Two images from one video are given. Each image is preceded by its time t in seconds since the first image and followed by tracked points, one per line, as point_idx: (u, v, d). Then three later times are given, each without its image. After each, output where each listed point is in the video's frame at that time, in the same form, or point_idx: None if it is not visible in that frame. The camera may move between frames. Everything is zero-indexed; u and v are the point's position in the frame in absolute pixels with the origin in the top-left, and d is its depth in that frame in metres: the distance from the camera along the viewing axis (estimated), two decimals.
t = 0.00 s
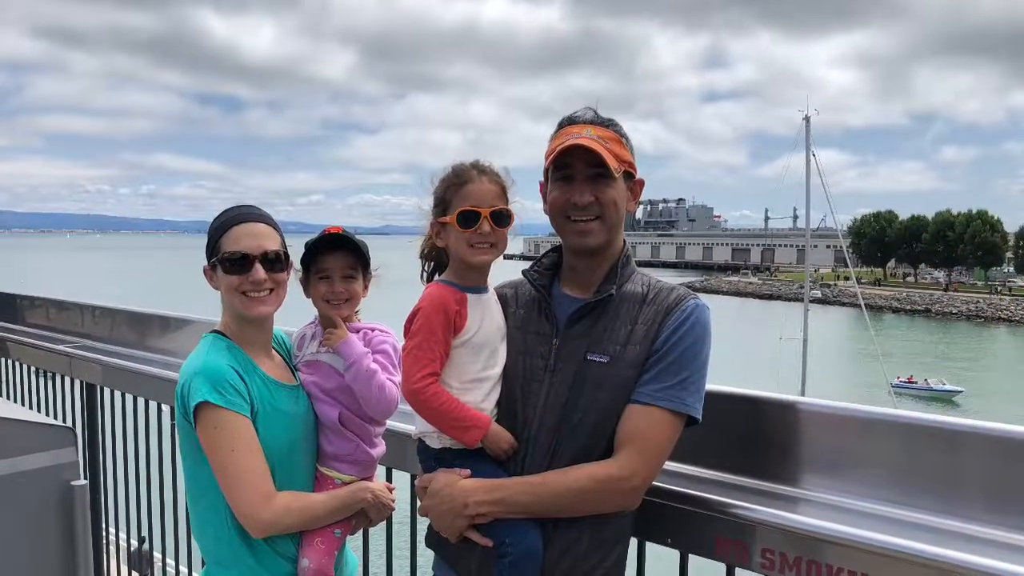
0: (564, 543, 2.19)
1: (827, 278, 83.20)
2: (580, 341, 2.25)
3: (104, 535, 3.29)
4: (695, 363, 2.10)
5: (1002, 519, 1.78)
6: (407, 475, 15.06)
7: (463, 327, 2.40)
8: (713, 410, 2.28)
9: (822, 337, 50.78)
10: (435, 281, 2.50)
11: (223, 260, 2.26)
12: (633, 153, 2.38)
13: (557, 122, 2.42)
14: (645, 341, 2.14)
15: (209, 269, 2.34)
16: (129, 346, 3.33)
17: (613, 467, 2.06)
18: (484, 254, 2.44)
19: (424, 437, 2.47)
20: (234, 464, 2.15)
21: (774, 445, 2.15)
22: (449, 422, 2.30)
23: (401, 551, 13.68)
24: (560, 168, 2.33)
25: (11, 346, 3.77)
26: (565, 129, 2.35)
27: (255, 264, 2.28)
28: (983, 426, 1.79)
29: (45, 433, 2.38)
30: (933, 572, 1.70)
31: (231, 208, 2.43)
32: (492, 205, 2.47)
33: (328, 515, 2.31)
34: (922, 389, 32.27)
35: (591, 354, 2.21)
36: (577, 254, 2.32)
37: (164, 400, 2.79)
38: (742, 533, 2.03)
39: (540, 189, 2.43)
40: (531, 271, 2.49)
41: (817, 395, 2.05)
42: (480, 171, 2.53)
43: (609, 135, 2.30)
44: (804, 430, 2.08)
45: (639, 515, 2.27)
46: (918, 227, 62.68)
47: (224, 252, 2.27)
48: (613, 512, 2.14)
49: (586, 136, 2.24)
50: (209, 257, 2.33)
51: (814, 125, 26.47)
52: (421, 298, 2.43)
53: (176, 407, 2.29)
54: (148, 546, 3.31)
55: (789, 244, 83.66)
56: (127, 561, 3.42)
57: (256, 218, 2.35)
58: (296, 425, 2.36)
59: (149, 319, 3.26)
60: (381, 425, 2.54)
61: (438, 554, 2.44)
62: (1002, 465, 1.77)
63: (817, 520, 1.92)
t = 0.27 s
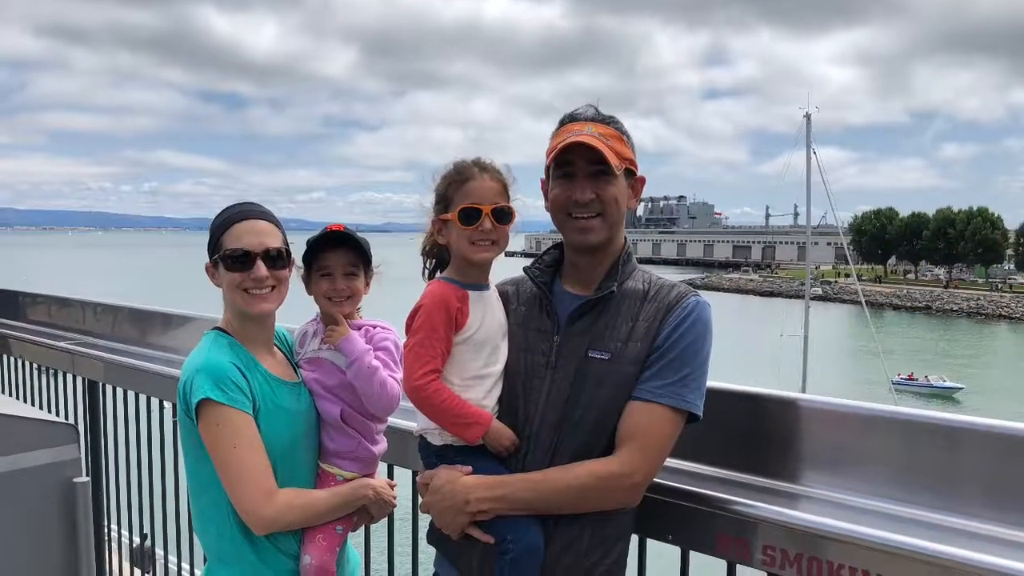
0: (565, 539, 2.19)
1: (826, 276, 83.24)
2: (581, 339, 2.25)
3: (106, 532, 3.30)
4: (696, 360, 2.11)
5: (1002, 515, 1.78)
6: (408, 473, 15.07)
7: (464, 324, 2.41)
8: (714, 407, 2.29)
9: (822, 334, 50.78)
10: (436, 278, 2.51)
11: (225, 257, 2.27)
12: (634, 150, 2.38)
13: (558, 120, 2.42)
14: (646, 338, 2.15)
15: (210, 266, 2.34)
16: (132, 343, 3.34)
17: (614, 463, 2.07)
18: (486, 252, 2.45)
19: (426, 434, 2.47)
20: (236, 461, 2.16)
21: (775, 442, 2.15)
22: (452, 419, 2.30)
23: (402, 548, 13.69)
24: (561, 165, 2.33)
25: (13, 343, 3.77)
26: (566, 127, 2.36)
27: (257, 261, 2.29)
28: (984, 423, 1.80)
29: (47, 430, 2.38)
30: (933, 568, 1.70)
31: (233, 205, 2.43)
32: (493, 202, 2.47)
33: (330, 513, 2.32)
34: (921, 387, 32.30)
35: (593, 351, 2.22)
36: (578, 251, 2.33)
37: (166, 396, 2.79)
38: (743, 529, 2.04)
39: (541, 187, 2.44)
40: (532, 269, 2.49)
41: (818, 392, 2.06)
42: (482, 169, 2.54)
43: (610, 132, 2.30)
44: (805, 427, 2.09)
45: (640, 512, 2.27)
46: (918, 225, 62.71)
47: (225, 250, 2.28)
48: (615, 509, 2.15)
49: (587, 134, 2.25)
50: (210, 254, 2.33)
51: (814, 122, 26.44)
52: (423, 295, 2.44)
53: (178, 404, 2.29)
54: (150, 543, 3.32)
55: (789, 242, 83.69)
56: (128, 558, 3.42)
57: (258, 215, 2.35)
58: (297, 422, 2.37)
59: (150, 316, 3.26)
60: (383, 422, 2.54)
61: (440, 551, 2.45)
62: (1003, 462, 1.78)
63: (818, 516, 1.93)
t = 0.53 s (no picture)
0: (567, 536, 2.19)
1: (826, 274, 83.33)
2: (583, 336, 2.26)
3: (108, 528, 3.31)
4: (698, 357, 2.11)
5: (1003, 512, 1.79)
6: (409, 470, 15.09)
7: (465, 320, 2.41)
8: (714, 404, 2.29)
9: (822, 332, 50.77)
10: (438, 276, 2.51)
11: (227, 254, 2.27)
12: (635, 148, 2.38)
13: (559, 118, 2.43)
14: (648, 334, 2.15)
15: (212, 264, 2.34)
16: (133, 340, 3.34)
17: (616, 461, 2.07)
18: (487, 249, 2.45)
19: (428, 431, 2.47)
20: (238, 458, 2.16)
21: (776, 439, 2.15)
22: (453, 416, 2.30)
23: (404, 545, 13.72)
24: (563, 162, 2.34)
25: (15, 340, 3.78)
26: (567, 124, 2.36)
27: (259, 258, 2.29)
28: (985, 420, 1.80)
29: (49, 427, 2.39)
30: (933, 564, 1.71)
31: (235, 202, 2.44)
32: (495, 199, 2.48)
33: (332, 509, 2.33)
34: (921, 385, 32.32)
35: (594, 348, 2.22)
36: (580, 248, 2.33)
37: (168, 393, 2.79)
38: (745, 526, 2.04)
39: (542, 184, 2.44)
40: (533, 266, 2.49)
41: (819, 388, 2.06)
42: (483, 166, 2.54)
43: (611, 129, 2.30)
44: (805, 424, 2.09)
45: (641, 508, 2.28)
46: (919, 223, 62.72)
47: (228, 247, 2.28)
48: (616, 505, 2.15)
49: (588, 131, 2.25)
50: (212, 252, 2.33)
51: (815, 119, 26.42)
52: (424, 292, 2.44)
53: (180, 401, 2.30)
54: (153, 539, 3.32)
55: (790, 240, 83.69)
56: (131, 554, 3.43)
57: (260, 213, 2.36)
58: (299, 419, 2.37)
59: (152, 313, 3.26)
60: (384, 418, 2.55)
61: (442, 548, 2.45)
62: (1003, 460, 1.79)
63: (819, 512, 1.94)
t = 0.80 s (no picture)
0: (568, 532, 2.20)
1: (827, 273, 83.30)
2: (584, 333, 2.26)
3: (110, 525, 3.31)
4: (699, 353, 2.12)
5: (1004, 509, 1.79)
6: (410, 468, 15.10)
7: (467, 317, 2.41)
8: (715, 401, 2.29)
9: (823, 330, 50.77)
10: (439, 273, 2.51)
11: (229, 252, 2.27)
12: (636, 145, 2.38)
13: (561, 115, 2.43)
14: (649, 331, 2.16)
15: (214, 261, 2.35)
16: (135, 336, 3.35)
17: (617, 457, 2.07)
18: (488, 246, 2.45)
19: (429, 428, 2.48)
20: (240, 454, 2.17)
21: (777, 436, 2.16)
22: (455, 413, 2.31)
23: (405, 542, 13.74)
24: (564, 160, 2.34)
25: (17, 337, 3.78)
26: (569, 122, 2.36)
27: (261, 255, 2.29)
28: (985, 417, 1.80)
29: (51, 424, 2.39)
30: (934, 561, 1.71)
31: (236, 199, 2.44)
32: (496, 196, 2.48)
33: (333, 506, 2.33)
34: (921, 383, 32.33)
35: (595, 345, 2.23)
36: (581, 245, 2.33)
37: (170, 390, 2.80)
38: (746, 523, 2.05)
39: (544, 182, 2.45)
40: (534, 263, 2.50)
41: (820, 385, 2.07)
42: (484, 163, 2.54)
43: (612, 127, 2.31)
44: (806, 421, 2.10)
45: (642, 505, 2.28)
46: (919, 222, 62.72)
47: (230, 244, 2.29)
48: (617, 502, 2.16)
49: (589, 128, 2.25)
50: (215, 249, 2.34)
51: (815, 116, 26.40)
52: (426, 289, 2.44)
53: (182, 397, 2.30)
54: (155, 535, 3.33)
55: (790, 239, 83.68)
56: (133, 551, 3.44)
57: (262, 210, 2.36)
58: (301, 416, 2.38)
59: (154, 310, 3.27)
60: (385, 415, 2.55)
61: (443, 544, 2.46)
62: (1003, 456, 1.79)
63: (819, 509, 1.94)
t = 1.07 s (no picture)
0: (569, 528, 2.21)
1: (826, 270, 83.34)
2: (585, 330, 2.26)
3: (112, 521, 3.32)
4: (700, 350, 2.12)
5: (1004, 505, 1.80)
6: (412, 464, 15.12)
7: (468, 314, 2.42)
8: (716, 398, 2.30)
9: (822, 327, 50.80)
10: (440, 270, 2.52)
11: (230, 249, 2.28)
12: (637, 142, 2.39)
13: (562, 113, 2.43)
14: (650, 329, 2.16)
15: (216, 258, 2.35)
16: (137, 334, 3.35)
17: (618, 454, 2.08)
18: (490, 243, 2.45)
19: (431, 425, 2.48)
20: (242, 451, 2.17)
21: (778, 432, 2.17)
22: (456, 410, 2.31)
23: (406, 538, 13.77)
24: (566, 157, 2.34)
25: (20, 335, 3.78)
26: (570, 119, 2.36)
27: (262, 253, 2.30)
28: (985, 413, 1.81)
29: (53, 421, 2.39)
30: (934, 557, 1.72)
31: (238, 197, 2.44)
32: (497, 193, 2.48)
33: (335, 502, 2.34)
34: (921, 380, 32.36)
35: (596, 342, 2.23)
36: (582, 242, 2.34)
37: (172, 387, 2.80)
38: (747, 519, 2.05)
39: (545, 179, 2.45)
40: (536, 260, 2.50)
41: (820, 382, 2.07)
42: (485, 161, 2.54)
43: (613, 124, 2.31)
44: (807, 417, 2.11)
45: (644, 501, 2.29)
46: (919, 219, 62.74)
47: (232, 241, 2.29)
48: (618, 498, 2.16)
49: (590, 126, 2.26)
50: (216, 246, 2.34)
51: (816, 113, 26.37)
52: (427, 287, 2.45)
53: (184, 395, 2.31)
54: (157, 532, 3.34)
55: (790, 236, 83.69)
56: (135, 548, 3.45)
57: (263, 207, 2.36)
58: (302, 413, 2.38)
59: (156, 307, 3.27)
60: (387, 412, 2.56)
61: (445, 541, 2.46)
62: (1003, 452, 1.79)
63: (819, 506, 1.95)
